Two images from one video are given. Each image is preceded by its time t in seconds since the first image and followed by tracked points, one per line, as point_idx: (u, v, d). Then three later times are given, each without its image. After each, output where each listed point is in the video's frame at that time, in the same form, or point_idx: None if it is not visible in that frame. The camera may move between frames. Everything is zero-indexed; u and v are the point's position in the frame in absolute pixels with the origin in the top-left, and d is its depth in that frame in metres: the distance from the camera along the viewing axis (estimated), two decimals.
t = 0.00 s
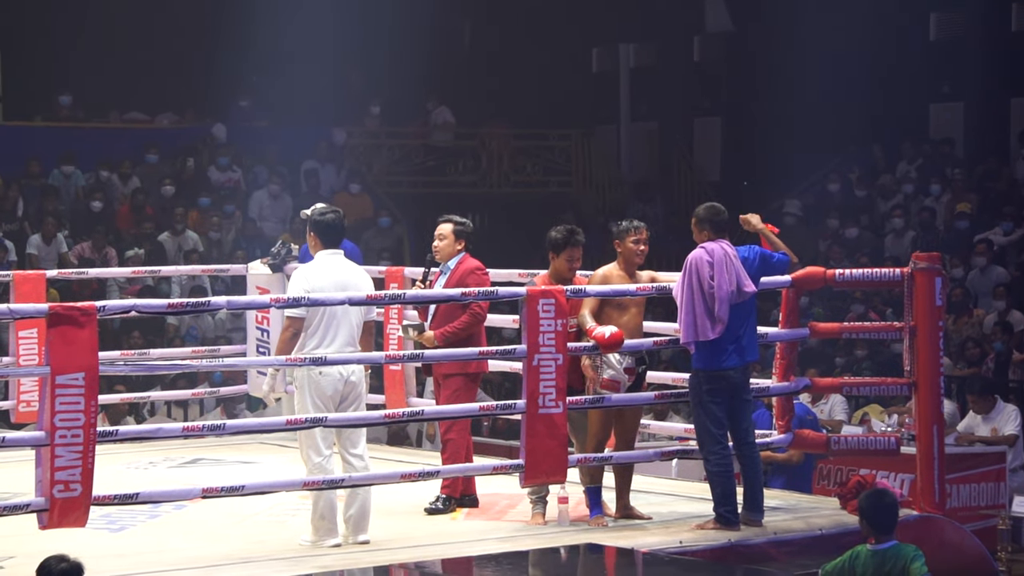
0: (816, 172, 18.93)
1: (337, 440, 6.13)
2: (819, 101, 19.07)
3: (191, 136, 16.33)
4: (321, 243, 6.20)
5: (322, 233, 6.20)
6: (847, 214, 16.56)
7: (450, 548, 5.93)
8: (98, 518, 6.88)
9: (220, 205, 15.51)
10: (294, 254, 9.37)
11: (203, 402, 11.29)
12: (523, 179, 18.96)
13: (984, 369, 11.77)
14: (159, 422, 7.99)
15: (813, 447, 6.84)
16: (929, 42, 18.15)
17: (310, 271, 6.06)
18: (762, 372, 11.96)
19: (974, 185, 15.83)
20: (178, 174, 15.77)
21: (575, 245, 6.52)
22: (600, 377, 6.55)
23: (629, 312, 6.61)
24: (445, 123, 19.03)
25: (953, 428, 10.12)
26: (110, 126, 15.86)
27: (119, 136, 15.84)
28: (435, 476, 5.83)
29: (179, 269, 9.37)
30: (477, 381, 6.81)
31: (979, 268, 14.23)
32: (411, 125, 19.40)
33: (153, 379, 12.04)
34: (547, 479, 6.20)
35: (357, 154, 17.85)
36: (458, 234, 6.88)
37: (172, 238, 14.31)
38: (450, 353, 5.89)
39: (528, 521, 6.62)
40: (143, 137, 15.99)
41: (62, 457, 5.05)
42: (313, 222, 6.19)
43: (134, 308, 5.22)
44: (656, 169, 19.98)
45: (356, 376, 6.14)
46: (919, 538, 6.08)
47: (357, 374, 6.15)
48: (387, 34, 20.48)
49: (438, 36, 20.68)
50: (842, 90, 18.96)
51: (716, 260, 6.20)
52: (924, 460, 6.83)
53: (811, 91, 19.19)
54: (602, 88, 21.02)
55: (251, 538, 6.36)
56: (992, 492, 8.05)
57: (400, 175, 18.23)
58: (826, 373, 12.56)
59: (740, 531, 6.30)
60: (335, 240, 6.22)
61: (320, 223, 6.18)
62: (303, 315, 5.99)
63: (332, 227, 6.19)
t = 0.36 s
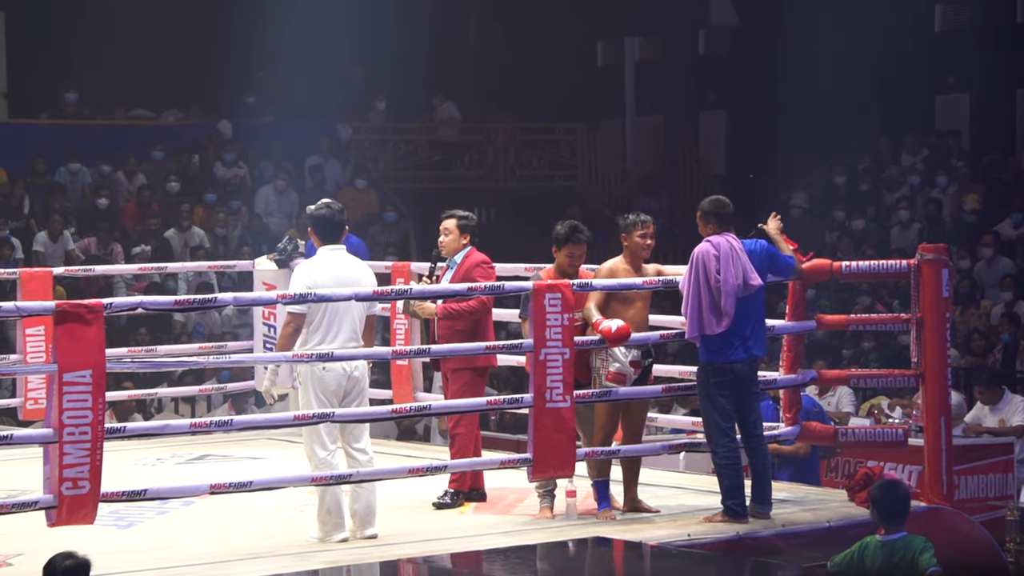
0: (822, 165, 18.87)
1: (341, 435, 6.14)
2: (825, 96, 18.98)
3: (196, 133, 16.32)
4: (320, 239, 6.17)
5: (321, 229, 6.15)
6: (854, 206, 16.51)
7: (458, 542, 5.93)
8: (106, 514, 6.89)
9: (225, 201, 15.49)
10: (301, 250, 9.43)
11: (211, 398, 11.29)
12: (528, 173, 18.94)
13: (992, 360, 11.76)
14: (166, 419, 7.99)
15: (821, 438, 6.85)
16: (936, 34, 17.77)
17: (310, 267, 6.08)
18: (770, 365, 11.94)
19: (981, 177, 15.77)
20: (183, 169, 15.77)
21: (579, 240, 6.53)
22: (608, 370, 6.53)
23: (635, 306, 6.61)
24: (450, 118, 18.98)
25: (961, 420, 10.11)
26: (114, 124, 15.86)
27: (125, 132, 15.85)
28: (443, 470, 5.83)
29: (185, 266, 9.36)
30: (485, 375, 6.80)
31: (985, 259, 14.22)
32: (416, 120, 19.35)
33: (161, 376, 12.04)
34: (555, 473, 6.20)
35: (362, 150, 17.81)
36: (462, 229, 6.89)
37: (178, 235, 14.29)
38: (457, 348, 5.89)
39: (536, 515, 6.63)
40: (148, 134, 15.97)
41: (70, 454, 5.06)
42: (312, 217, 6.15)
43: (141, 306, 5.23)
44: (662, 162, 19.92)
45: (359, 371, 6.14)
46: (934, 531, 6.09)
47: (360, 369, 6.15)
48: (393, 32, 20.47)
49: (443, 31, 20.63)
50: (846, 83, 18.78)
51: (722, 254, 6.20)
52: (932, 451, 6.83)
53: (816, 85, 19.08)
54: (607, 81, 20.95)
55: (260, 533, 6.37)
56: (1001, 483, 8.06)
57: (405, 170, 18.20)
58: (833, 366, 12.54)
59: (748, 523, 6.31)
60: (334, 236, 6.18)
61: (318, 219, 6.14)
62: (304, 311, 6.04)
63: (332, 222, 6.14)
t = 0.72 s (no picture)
0: (826, 158, 18.85)
1: (351, 430, 6.13)
2: (828, 91, 18.93)
3: (200, 130, 16.34)
4: (332, 234, 6.23)
5: (332, 224, 6.22)
6: (859, 199, 16.49)
7: (466, 537, 5.94)
8: (113, 510, 6.88)
9: (231, 197, 15.50)
10: (307, 245, 9.38)
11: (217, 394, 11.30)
12: (534, 168, 18.93)
13: (999, 354, 11.77)
14: (172, 415, 8.00)
15: (827, 433, 6.85)
16: (941, 26, 17.72)
17: (325, 261, 6.08)
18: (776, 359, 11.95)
19: (986, 170, 15.76)
20: (189, 166, 15.78)
21: (582, 234, 6.52)
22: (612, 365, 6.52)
23: (638, 301, 6.62)
24: (455, 113, 18.95)
25: (967, 413, 10.12)
26: (118, 121, 15.86)
27: (131, 129, 15.85)
28: (449, 465, 5.83)
29: (192, 262, 9.35)
30: (491, 370, 6.81)
31: (991, 252, 14.24)
32: (421, 115, 19.34)
33: (167, 372, 12.04)
34: (561, 468, 6.20)
35: (368, 145, 17.82)
36: (472, 224, 6.89)
37: (183, 231, 14.28)
38: (462, 343, 5.89)
39: (543, 510, 6.63)
40: (153, 131, 15.99)
41: (76, 451, 5.07)
42: (321, 214, 6.21)
43: (147, 302, 5.23)
44: (666, 157, 19.90)
45: (370, 366, 6.15)
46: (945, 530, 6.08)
47: (371, 364, 6.16)
48: (397, 30, 20.47)
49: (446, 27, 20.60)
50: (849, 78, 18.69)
51: (728, 248, 6.20)
52: (938, 443, 6.84)
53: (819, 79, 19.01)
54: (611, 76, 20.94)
55: (266, 529, 6.37)
56: (1008, 477, 7.90)
57: (410, 166, 18.22)
58: (838, 360, 12.56)
59: (754, 518, 6.32)
60: (344, 230, 6.24)
61: (327, 214, 6.21)
62: (317, 305, 5.98)
63: (340, 217, 6.21)
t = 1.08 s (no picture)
0: (831, 151, 18.80)
1: (366, 428, 6.13)
2: (833, 84, 18.86)
3: (205, 128, 16.32)
4: (353, 232, 6.20)
5: (354, 222, 6.18)
6: (866, 192, 16.46)
7: (475, 533, 5.94)
8: (122, 509, 6.89)
9: (237, 195, 15.50)
10: (313, 243, 9.38)
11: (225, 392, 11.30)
12: (539, 164, 18.90)
13: (1007, 346, 11.74)
14: (180, 414, 8.00)
15: (835, 426, 6.85)
16: (945, 18, 17.63)
17: (347, 259, 6.07)
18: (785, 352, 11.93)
19: (992, 162, 15.72)
20: (194, 165, 15.78)
21: (590, 228, 6.53)
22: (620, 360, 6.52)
23: (645, 295, 6.61)
24: (460, 110, 18.90)
25: (975, 405, 10.10)
26: (123, 120, 15.85)
27: (136, 128, 15.86)
28: (458, 462, 5.83)
29: (198, 260, 9.35)
30: (498, 365, 6.81)
31: (998, 244, 14.22)
32: (426, 112, 19.30)
33: (175, 371, 12.04)
34: (570, 463, 6.19)
35: (373, 142, 17.80)
36: (478, 218, 6.90)
37: (190, 230, 14.28)
38: (470, 338, 5.89)
39: (552, 506, 6.63)
40: (158, 130, 15.99)
41: (85, 450, 5.08)
42: (342, 212, 6.18)
43: (154, 301, 5.23)
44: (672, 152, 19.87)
45: (388, 365, 6.16)
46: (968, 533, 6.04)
47: (389, 362, 6.17)
48: (401, 26, 20.44)
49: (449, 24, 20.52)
50: (854, 69, 18.59)
51: (736, 240, 6.20)
52: (947, 436, 6.83)
53: (824, 72, 18.92)
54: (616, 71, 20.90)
55: (275, 527, 6.37)
56: (1017, 469, 7.90)
57: (417, 163, 18.20)
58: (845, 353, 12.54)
59: (763, 511, 6.32)
60: (365, 229, 6.21)
61: (348, 213, 6.18)
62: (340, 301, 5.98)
63: (362, 217, 6.17)
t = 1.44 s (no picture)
0: (835, 143, 18.78)
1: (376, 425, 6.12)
2: (836, 78, 18.83)
3: (209, 128, 16.33)
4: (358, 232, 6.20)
5: (358, 222, 6.18)
6: (870, 185, 16.45)
7: (484, 530, 5.94)
8: (130, 510, 6.89)
9: (242, 194, 15.52)
10: (318, 242, 9.39)
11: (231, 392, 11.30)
12: (543, 160, 18.88)
13: (1013, 337, 11.73)
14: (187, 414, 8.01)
15: (842, 420, 6.85)
16: (948, 11, 17.57)
17: (353, 260, 6.07)
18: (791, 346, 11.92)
19: (996, 153, 15.71)
20: (198, 166, 15.80)
21: (602, 223, 6.55)
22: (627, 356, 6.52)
23: (652, 290, 6.61)
24: (463, 106, 18.88)
25: (982, 397, 10.09)
26: (126, 121, 15.86)
27: (140, 128, 15.87)
28: (466, 460, 5.83)
29: (203, 260, 9.35)
30: (509, 362, 6.82)
31: (1003, 236, 14.23)
32: (430, 109, 19.28)
33: (181, 372, 12.04)
34: (578, 460, 6.20)
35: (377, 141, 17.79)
36: (481, 216, 6.90)
37: (194, 230, 14.29)
38: (477, 336, 5.89)
39: (559, 503, 6.63)
40: (163, 131, 16.01)
41: (93, 452, 5.08)
42: (347, 212, 6.18)
43: (160, 302, 5.24)
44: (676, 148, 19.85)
45: (394, 364, 6.14)
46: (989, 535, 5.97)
47: (396, 361, 6.17)
48: (404, 23, 20.43)
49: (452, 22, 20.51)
50: (857, 62, 18.58)
51: (744, 233, 6.19)
52: (955, 429, 6.83)
53: (827, 66, 18.89)
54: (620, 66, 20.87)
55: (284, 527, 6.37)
56: None
57: (422, 160, 18.21)
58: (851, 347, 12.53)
59: (771, 506, 6.32)
60: (370, 228, 6.21)
61: (354, 212, 6.17)
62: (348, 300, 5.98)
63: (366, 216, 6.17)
